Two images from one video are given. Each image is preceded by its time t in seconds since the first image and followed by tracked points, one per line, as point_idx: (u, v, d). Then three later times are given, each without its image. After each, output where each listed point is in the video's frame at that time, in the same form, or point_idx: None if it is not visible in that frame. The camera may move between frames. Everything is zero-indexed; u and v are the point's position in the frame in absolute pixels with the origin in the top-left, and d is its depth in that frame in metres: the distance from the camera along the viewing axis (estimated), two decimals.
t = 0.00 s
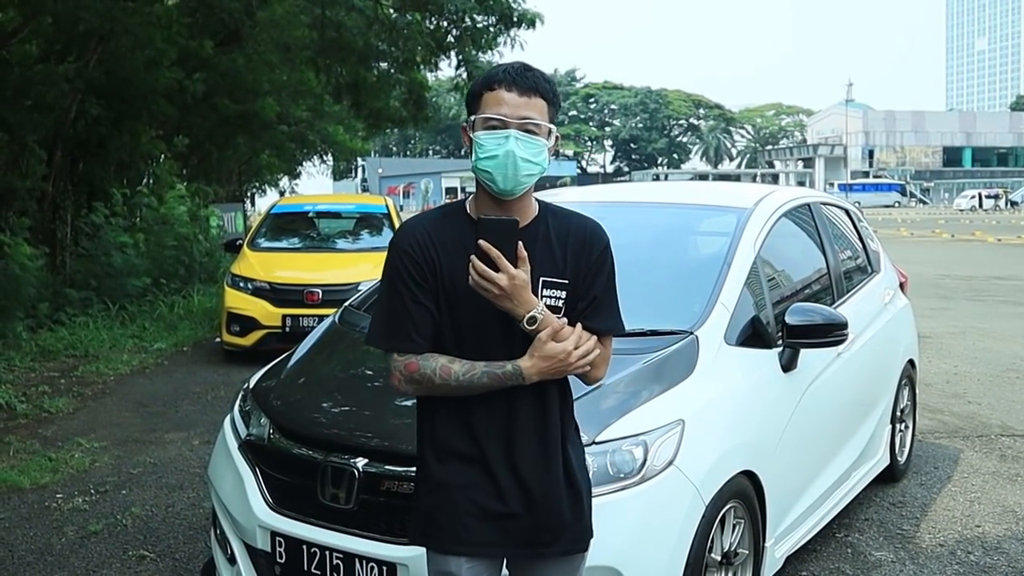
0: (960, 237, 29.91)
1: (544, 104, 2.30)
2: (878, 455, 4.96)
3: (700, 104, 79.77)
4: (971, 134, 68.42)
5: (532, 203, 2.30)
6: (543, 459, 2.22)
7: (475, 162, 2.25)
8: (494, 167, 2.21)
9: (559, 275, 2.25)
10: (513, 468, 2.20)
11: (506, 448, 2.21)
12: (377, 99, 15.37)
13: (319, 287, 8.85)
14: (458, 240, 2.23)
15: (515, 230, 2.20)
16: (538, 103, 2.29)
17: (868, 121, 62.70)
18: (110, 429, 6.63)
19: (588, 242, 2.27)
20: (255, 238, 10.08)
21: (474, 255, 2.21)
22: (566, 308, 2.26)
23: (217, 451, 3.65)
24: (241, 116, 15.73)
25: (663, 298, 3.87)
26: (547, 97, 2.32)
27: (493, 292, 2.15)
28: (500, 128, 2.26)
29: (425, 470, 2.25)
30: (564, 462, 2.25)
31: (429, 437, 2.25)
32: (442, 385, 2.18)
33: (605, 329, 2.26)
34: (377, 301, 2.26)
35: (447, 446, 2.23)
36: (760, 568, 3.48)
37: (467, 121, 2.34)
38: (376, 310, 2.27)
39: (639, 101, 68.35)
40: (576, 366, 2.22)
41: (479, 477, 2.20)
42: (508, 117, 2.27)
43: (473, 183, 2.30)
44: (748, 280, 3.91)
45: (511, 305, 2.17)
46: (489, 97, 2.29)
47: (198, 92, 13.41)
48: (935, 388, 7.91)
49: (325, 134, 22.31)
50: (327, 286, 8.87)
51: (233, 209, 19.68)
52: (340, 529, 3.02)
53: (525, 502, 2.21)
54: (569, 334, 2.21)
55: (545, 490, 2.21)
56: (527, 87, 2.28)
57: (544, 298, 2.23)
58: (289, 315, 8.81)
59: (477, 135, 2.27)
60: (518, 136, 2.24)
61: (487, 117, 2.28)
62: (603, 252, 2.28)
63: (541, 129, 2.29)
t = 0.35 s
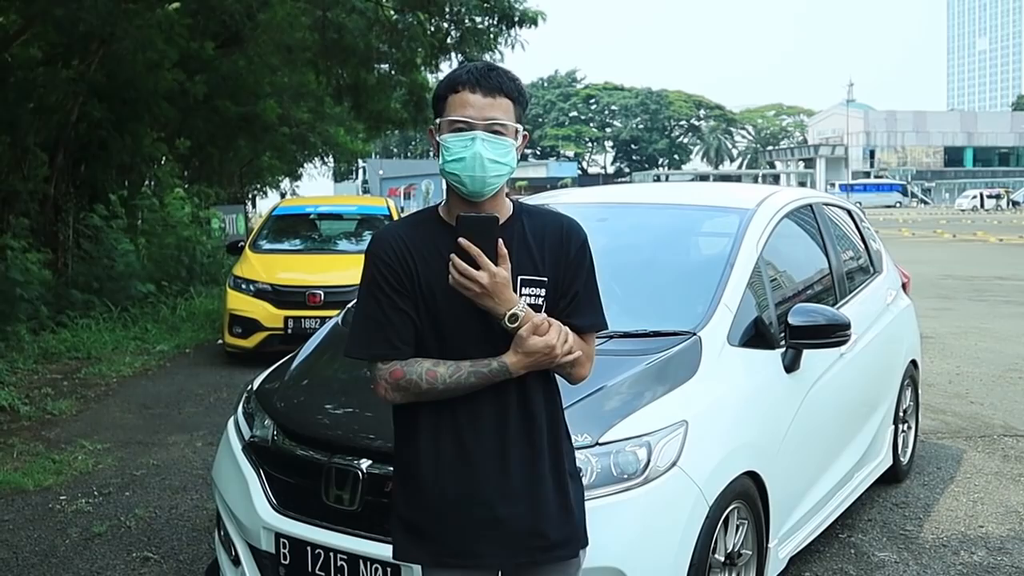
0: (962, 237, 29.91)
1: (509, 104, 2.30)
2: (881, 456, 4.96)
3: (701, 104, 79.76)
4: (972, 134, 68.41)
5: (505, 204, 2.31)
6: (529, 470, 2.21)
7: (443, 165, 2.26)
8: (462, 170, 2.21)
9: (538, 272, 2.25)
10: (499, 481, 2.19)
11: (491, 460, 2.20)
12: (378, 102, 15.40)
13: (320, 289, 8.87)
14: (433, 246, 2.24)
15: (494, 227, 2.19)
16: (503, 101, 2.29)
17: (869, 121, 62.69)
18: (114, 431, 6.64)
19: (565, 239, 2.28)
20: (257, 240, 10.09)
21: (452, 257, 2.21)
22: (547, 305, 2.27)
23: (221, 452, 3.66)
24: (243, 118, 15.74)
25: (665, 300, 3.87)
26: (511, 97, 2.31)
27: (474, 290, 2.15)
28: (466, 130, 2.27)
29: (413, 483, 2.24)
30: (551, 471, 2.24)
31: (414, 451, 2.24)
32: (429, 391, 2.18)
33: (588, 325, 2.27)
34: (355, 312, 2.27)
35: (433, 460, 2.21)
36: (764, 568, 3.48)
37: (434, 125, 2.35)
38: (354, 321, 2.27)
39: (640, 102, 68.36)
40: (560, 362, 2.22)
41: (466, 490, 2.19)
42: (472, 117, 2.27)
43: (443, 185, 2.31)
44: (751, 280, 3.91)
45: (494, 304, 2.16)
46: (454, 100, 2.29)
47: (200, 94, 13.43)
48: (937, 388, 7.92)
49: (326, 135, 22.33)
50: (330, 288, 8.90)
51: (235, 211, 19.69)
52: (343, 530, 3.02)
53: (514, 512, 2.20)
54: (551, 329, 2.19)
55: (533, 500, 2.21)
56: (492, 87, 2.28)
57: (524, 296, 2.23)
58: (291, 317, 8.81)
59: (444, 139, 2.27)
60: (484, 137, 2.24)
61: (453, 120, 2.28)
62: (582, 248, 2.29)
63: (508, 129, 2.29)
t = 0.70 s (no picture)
0: (961, 238, 29.94)
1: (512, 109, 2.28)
2: (883, 456, 4.96)
3: (699, 105, 79.81)
4: (971, 135, 68.41)
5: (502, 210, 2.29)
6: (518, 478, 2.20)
7: (450, 176, 2.21)
8: (476, 181, 2.18)
9: (532, 279, 2.25)
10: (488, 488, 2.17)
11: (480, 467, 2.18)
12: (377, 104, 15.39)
13: (321, 291, 8.87)
14: (424, 245, 2.21)
15: (497, 236, 2.20)
16: (507, 107, 2.26)
17: (868, 122, 62.73)
18: (114, 433, 6.64)
19: (559, 247, 2.28)
20: (257, 242, 10.09)
21: (451, 264, 2.20)
22: (539, 312, 2.27)
23: (223, 454, 3.65)
24: (242, 120, 15.74)
25: (667, 302, 3.87)
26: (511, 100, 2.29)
27: (474, 302, 2.14)
28: (474, 141, 2.23)
29: (397, 486, 2.22)
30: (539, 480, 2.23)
31: (401, 453, 2.22)
32: (419, 396, 2.16)
33: (578, 334, 2.29)
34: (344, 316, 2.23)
35: (420, 465, 2.19)
36: (767, 568, 3.48)
37: (432, 132, 2.29)
38: (343, 322, 2.23)
39: (639, 104, 68.39)
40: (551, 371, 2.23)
41: (453, 496, 2.17)
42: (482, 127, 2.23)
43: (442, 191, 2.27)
44: (753, 281, 3.91)
45: (492, 313, 2.16)
46: (457, 107, 2.24)
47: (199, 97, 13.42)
48: (939, 388, 7.93)
49: (326, 137, 22.33)
50: (330, 290, 8.89)
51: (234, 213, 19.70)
52: (346, 532, 3.02)
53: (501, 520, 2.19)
54: (545, 339, 2.20)
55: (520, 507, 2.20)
56: (496, 94, 2.24)
57: (518, 304, 2.23)
58: (292, 319, 8.81)
59: (451, 150, 2.22)
60: (494, 148, 2.22)
61: (459, 130, 2.23)
62: (574, 255, 2.30)
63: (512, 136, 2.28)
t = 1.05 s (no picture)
0: (958, 238, 29.93)
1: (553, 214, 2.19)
2: (883, 458, 4.96)
3: (697, 106, 79.76)
4: (968, 135, 68.46)
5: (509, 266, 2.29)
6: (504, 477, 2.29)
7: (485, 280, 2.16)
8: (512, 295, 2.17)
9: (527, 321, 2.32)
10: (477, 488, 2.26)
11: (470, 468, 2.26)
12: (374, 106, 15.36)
13: (319, 292, 8.85)
14: (429, 297, 2.20)
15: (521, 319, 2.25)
16: (553, 223, 2.17)
17: (865, 123, 62.76)
18: (114, 436, 6.62)
19: (552, 287, 2.35)
20: (255, 244, 10.07)
21: (468, 334, 2.22)
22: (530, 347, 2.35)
23: (224, 457, 3.64)
24: (240, 121, 15.72)
25: (669, 303, 3.86)
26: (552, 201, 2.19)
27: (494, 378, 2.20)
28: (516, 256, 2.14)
29: (387, 494, 2.26)
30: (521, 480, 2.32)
31: (389, 456, 2.26)
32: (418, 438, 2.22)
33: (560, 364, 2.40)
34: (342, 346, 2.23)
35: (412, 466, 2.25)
36: (770, 568, 3.47)
37: (468, 220, 2.16)
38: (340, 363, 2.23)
39: (636, 105, 68.38)
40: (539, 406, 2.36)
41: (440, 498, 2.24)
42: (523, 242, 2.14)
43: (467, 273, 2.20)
44: (755, 282, 3.90)
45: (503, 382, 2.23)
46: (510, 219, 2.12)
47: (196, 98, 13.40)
48: (938, 389, 7.92)
49: (324, 138, 22.31)
50: (329, 292, 8.87)
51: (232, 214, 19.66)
52: (347, 534, 3.01)
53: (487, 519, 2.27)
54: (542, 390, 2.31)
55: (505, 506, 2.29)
56: (547, 209, 2.14)
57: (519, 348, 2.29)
58: (291, 321, 8.79)
59: (495, 261, 2.13)
60: (535, 268, 2.16)
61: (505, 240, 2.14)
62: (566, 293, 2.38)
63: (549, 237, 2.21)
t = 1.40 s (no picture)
0: (950, 237, 29.96)
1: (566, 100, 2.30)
2: (883, 456, 4.95)
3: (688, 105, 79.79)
4: (959, 135, 68.65)
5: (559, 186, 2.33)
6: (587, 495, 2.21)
7: (511, 162, 2.22)
8: (535, 161, 2.19)
9: (596, 266, 2.26)
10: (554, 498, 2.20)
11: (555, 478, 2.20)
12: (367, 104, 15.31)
13: (314, 290, 8.82)
14: (490, 241, 2.22)
15: (566, 218, 2.17)
16: (560, 97, 2.28)
17: (856, 122, 62.88)
18: (108, 435, 6.58)
19: (622, 242, 2.31)
20: (248, 242, 10.02)
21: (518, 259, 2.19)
22: (606, 302, 2.28)
23: (222, 457, 3.61)
24: (232, 120, 15.66)
25: (670, 301, 3.83)
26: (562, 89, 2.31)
27: (543, 281, 2.13)
28: (530, 124, 2.24)
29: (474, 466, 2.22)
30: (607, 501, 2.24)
31: (487, 428, 2.21)
32: (465, 375, 2.17)
33: (647, 324, 2.29)
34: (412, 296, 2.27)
35: (489, 461, 2.20)
36: (772, 568, 3.46)
37: (489, 129, 2.31)
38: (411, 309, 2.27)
39: (628, 104, 68.37)
40: (619, 358, 2.24)
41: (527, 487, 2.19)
42: (536, 113, 2.25)
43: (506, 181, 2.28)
44: (755, 281, 3.88)
45: (560, 296, 2.14)
46: (511, 97, 2.27)
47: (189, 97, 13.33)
48: (934, 388, 7.91)
49: (316, 137, 22.24)
50: (323, 290, 8.83)
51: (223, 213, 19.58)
52: (349, 535, 2.98)
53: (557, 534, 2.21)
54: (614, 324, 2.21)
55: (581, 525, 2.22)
56: (545, 80, 2.27)
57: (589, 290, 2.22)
58: (285, 319, 8.75)
59: (509, 135, 2.23)
60: (551, 128, 2.23)
61: (515, 117, 2.25)
62: (640, 256, 2.32)
63: (568, 118, 2.28)
